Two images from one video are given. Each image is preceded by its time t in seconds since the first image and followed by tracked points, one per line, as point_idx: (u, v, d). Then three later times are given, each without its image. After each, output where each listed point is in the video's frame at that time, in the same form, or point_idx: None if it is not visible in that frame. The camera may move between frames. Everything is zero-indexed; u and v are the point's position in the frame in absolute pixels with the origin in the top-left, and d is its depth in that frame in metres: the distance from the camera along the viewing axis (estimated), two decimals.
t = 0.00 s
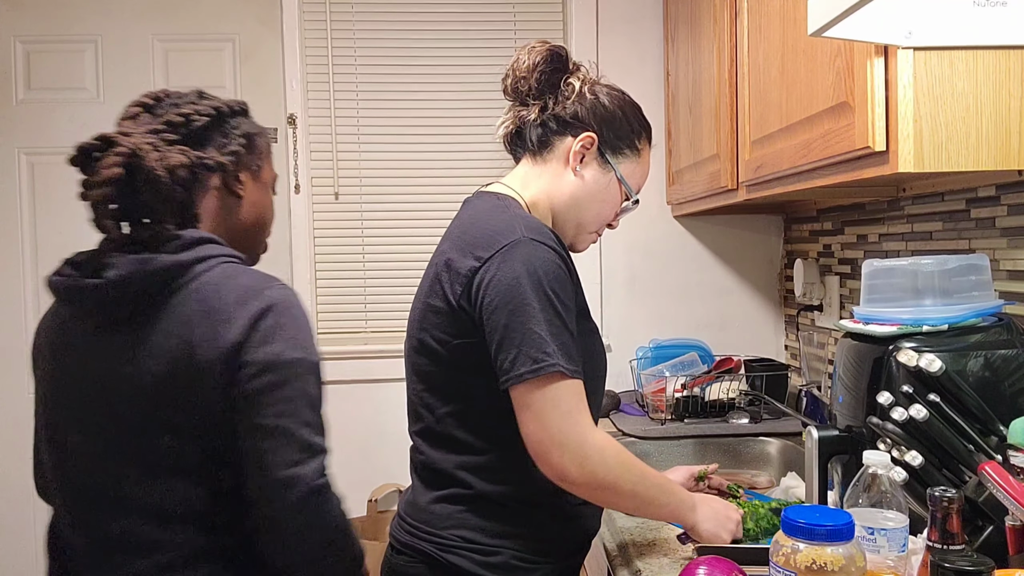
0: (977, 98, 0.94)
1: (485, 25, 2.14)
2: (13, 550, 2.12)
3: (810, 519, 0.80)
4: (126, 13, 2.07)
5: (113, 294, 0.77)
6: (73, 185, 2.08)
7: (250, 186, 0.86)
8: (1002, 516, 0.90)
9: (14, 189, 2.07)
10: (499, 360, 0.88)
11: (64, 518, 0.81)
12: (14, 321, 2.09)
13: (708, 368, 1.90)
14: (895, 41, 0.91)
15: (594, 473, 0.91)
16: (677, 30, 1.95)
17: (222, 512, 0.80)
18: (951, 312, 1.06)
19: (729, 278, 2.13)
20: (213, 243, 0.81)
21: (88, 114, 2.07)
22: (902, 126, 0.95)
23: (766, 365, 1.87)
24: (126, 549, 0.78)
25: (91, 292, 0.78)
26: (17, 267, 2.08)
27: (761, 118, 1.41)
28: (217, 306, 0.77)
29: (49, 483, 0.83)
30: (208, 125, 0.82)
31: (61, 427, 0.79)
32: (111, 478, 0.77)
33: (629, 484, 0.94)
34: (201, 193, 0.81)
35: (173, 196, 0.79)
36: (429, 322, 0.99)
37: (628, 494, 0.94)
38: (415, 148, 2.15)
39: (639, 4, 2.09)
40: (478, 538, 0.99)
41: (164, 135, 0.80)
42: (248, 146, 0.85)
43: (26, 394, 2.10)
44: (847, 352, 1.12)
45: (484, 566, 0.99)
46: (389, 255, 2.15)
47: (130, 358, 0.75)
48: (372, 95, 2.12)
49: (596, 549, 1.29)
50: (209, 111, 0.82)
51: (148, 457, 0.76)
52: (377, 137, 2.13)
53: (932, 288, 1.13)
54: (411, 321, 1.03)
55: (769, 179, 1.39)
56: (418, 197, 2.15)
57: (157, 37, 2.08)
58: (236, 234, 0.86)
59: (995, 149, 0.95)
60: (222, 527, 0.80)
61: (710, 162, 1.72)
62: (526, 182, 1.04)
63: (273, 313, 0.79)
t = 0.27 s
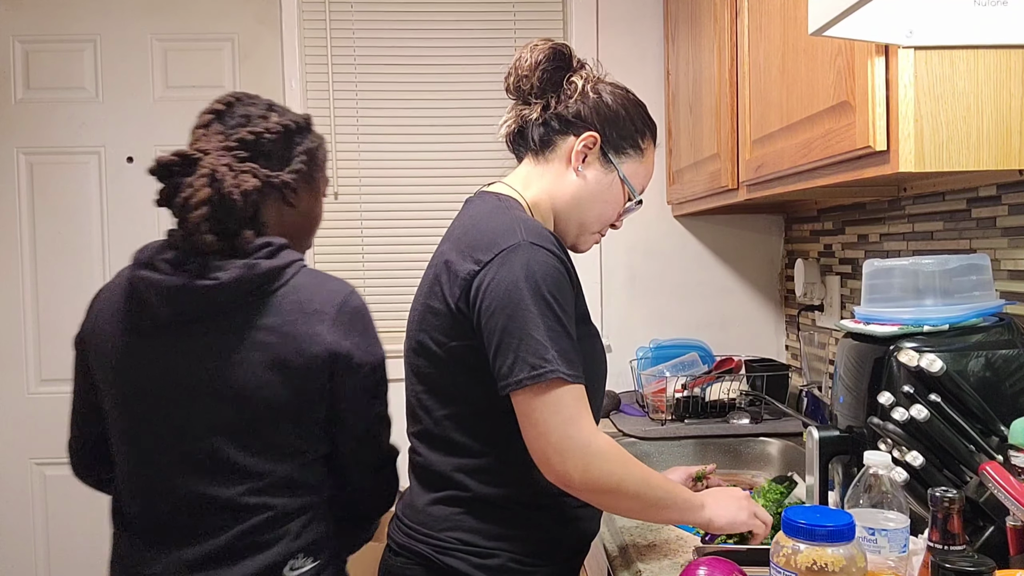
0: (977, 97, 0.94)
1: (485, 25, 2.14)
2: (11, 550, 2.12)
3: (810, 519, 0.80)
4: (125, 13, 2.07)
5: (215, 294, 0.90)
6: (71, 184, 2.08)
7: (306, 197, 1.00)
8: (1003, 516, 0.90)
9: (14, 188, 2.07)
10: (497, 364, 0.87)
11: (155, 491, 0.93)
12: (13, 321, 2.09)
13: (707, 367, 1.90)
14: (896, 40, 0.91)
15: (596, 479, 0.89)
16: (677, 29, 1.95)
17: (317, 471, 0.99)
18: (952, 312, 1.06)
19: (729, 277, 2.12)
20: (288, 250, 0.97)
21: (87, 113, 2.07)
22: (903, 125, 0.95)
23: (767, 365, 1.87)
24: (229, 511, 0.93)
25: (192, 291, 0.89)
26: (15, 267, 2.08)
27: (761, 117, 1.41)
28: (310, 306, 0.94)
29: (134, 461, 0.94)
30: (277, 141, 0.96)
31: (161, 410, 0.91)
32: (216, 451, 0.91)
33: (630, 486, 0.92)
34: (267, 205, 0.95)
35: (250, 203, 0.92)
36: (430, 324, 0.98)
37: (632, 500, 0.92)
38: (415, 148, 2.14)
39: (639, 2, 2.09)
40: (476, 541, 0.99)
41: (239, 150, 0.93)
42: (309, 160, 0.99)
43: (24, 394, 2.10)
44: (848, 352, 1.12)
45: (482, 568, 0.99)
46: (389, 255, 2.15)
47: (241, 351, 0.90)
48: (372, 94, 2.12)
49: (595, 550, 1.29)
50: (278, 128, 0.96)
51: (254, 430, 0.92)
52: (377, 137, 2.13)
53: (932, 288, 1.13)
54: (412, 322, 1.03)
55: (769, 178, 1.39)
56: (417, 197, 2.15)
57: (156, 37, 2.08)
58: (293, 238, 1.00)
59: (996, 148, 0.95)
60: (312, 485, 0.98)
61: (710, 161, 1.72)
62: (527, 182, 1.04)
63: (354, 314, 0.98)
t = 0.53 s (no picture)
0: (977, 97, 0.94)
1: (485, 25, 2.14)
2: (11, 551, 2.12)
3: (810, 519, 0.80)
4: (125, 12, 2.07)
5: (246, 292, 1.04)
6: (71, 184, 2.08)
7: (322, 205, 1.17)
8: (1003, 516, 0.89)
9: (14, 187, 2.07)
10: (499, 368, 0.87)
11: (207, 466, 1.09)
12: (12, 321, 2.09)
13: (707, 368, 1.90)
14: (896, 40, 0.91)
15: (597, 483, 0.89)
16: (677, 29, 1.95)
17: (344, 452, 1.13)
18: (951, 312, 1.06)
19: (729, 277, 2.12)
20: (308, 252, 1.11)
21: (87, 113, 2.07)
22: (903, 125, 0.95)
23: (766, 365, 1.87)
24: (270, 486, 1.07)
25: (231, 292, 1.04)
26: (15, 267, 2.08)
27: (761, 117, 1.41)
28: (331, 301, 1.08)
29: (187, 436, 1.10)
30: (292, 157, 1.13)
31: (212, 395, 1.07)
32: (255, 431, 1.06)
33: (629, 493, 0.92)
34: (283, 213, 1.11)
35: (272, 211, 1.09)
36: (429, 325, 0.98)
37: (631, 508, 0.92)
38: (415, 148, 2.14)
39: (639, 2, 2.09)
40: (475, 542, 0.99)
41: (259, 167, 1.10)
42: (322, 170, 1.15)
43: (23, 394, 2.09)
44: (848, 352, 1.12)
45: (480, 570, 0.99)
46: (389, 255, 2.15)
47: (273, 342, 1.05)
48: (372, 94, 2.12)
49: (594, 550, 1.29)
50: (294, 145, 1.12)
51: (290, 412, 1.07)
52: (377, 137, 2.13)
53: (932, 288, 1.13)
54: (410, 322, 1.03)
55: (769, 178, 1.39)
56: (417, 197, 2.15)
57: (156, 36, 2.08)
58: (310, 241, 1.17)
59: (995, 148, 0.95)
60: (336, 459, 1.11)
61: (710, 162, 1.72)
62: (525, 182, 1.04)
63: (372, 306, 1.11)
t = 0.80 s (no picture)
0: (977, 97, 0.94)
1: (485, 25, 2.14)
2: (12, 551, 2.12)
3: (810, 519, 0.80)
4: (125, 13, 2.07)
5: (247, 281, 1.18)
6: (71, 184, 2.08)
7: (332, 197, 1.30)
8: (1003, 517, 0.89)
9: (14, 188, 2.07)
10: (477, 360, 0.88)
11: (231, 438, 1.24)
12: (13, 322, 2.09)
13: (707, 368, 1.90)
14: (896, 41, 0.91)
15: (546, 481, 0.88)
16: (677, 29, 1.95)
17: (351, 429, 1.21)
18: (952, 312, 1.06)
19: (729, 277, 2.12)
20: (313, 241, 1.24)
21: (87, 113, 2.07)
22: (903, 125, 0.95)
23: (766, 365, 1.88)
24: (275, 457, 1.19)
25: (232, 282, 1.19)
26: (16, 267, 2.08)
27: (761, 117, 1.41)
28: (329, 289, 1.18)
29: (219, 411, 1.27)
30: (296, 156, 1.26)
31: (229, 375, 1.23)
32: (263, 405, 1.19)
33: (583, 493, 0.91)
34: (288, 207, 1.25)
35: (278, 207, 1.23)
36: (422, 317, 0.99)
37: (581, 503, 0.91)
38: (416, 149, 2.14)
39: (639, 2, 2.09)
40: (476, 543, 0.99)
41: (265, 168, 1.24)
42: (327, 164, 1.27)
43: (24, 394, 2.09)
44: (848, 352, 1.12)
45: (482, 571, 0.99)
46: (389, 255, 2.15)
47: (273, 327, 1.18)
48: (373, 94, 2.12)
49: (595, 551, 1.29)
50: (297, 146, 1.26)
51: (291, 389, 1.18)
52: (378, 137, 2.13)
53: (932, 288, 1.13)
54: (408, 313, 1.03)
55: (769, 178, 1.39)
56: (418, 197, 2.15)
57: (156, 36, 2.08)
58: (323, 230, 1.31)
59: (995, 148, 0.95)
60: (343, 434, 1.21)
61: (710, 161, 1.72)
62: (526, 182, 1.04)
63: (372, 290, 1.19)
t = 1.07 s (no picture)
0: (977, 97, 0.94)
1: (485, 26, 2.14)
2: (11, 551, 2.12)
3: (811, 519, 0.80)
4: (125, 13, 2.07)
5: (296, 285, 1.25)
6: (71, 184, 2.08)
7: (385, 202, 1.36)
8: (1003, 517, 0.90)
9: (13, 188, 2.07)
10: (471, 362, 0.87)
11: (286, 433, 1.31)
12: (12, 321, 2.09)
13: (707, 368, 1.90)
14: (896, 41, 0.91)
15: (549, 479, 0.87)
16: (677, 30, 1.95)
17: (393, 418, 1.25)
18: (951, 312, 1.06)
19: (729, 277, 2.12)
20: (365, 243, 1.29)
21: (87, 113, 2.07)
22: (903, 125, 0.95)
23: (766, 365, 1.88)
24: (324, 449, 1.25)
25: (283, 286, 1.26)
26: (15, 267, 2.08)
27: (760, 117, 1.41)
28: (372, 285, 1.22)
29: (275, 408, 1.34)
30: (349, 163, 1.33)
31: (286, 371, 1.29)
32: (312, 401, 1.25)
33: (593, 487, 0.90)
34: (343, 213, 1.32)
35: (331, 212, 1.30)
36: (417, 321, 0.98)
37: (590, 496, 0.89)
38: (416, 149, 2.14)
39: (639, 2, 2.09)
40: (473, 543, 0.99)
41: (321, 176, 1.32)
42: (378, 173, 1.34)
43: (23, 394, 2.09)
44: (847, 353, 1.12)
45: (479, 571, 0.99)
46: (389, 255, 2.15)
47: (320, 325, 1.23)
48: (373, 95, 2.12)
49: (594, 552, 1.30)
50: (350, 154, 1.33)
51: (337, 383, 1.23)
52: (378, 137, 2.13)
53: (931, 288, 1.13)
54: (405, 317, 1.03)
55: (769, 178, 1.39)
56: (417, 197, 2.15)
57: (156, 37, 2.08)
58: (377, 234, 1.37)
59: (995, 148, 0.95)
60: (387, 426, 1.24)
61: (710, 161, 1.72)
62: (524, 183, 1.04)
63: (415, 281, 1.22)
